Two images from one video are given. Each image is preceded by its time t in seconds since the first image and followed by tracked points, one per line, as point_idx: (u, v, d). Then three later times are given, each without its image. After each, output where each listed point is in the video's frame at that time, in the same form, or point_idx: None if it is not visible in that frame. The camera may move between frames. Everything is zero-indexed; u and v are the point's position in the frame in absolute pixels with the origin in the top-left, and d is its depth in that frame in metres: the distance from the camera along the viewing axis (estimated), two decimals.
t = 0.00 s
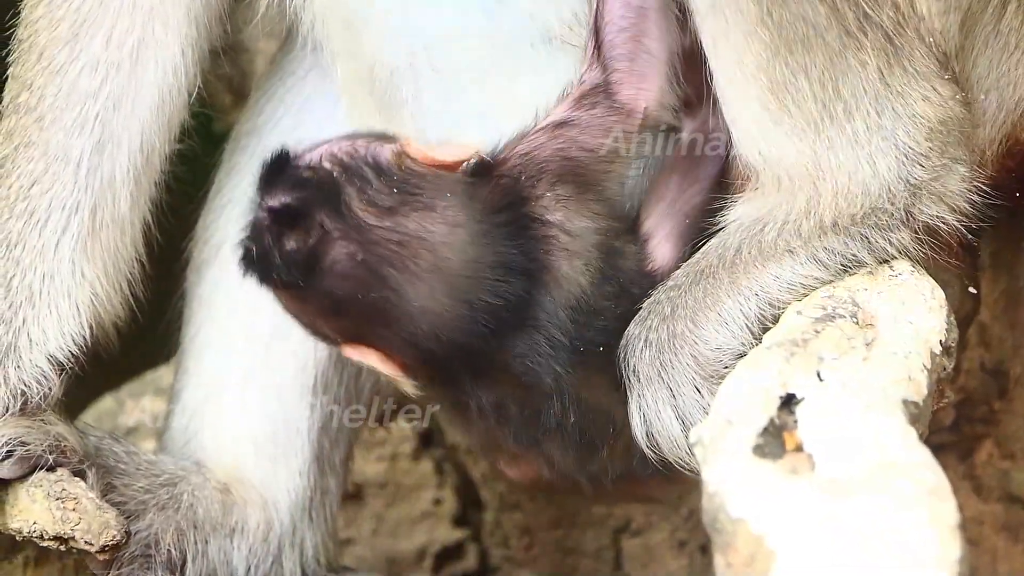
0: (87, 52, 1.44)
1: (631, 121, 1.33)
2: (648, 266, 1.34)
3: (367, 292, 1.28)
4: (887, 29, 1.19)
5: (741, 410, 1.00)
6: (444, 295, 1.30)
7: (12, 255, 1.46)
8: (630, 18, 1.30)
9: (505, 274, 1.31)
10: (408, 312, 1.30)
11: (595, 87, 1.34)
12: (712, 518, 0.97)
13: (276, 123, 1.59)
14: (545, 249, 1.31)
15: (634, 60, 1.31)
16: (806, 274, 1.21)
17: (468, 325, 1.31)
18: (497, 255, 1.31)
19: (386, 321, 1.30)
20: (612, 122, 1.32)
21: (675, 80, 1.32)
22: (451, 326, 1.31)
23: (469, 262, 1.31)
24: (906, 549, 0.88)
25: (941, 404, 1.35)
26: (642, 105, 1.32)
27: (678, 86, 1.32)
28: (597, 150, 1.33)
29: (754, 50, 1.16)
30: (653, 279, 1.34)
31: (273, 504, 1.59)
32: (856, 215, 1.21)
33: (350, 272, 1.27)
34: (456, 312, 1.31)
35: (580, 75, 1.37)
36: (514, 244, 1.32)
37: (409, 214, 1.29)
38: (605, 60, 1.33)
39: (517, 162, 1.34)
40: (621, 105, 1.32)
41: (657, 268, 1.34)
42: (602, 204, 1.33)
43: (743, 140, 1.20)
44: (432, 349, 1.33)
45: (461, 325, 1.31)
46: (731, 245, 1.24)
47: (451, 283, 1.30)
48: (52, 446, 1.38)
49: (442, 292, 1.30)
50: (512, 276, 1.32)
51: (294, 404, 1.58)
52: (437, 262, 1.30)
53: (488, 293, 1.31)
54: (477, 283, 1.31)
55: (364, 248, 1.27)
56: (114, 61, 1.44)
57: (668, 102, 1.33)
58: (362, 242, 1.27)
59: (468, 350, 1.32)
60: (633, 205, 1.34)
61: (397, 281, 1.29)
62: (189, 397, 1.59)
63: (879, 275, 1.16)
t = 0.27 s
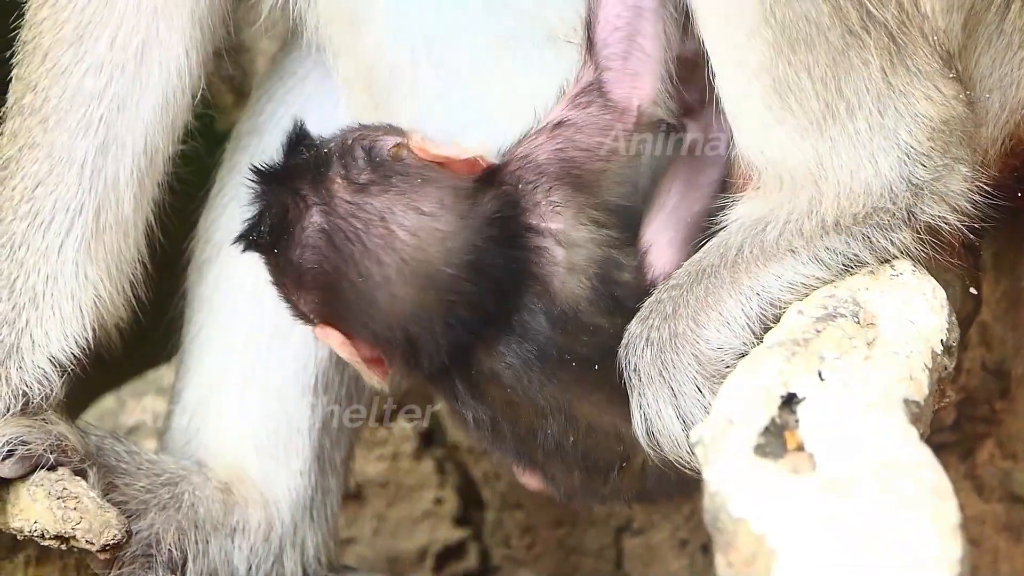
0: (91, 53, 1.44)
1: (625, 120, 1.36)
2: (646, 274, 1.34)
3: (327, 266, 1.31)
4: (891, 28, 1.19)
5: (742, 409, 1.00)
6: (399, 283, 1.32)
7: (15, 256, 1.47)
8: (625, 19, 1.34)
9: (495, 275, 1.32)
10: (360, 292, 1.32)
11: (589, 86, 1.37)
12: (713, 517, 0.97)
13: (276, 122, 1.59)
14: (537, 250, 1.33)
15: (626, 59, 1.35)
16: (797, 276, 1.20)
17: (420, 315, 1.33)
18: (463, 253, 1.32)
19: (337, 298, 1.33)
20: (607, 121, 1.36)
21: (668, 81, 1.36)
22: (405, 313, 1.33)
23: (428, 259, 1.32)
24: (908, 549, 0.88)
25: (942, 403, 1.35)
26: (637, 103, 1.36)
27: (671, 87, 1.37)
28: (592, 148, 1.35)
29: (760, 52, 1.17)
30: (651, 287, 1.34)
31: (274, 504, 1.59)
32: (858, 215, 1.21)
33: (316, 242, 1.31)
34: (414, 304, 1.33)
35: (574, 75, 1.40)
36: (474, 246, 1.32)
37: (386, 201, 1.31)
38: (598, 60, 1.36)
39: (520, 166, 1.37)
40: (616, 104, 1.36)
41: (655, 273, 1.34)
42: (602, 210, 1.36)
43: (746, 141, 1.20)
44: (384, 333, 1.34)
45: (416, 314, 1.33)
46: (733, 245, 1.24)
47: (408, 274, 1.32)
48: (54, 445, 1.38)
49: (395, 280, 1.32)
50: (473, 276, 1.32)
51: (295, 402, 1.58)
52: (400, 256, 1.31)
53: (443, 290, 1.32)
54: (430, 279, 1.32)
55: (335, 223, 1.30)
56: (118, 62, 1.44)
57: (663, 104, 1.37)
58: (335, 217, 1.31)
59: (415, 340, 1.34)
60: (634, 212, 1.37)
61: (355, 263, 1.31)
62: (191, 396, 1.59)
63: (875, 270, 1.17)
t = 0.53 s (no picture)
0: (95, 54, 1.45)
1: (613, 120, 1.35)
2: (640, 275, 1.33)
3: (295, 260, 1.37)
4: (894, 29, 1.19)
5: (744, 409, 1.00)
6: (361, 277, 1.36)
7: (18, 257, 1.47)
8: (618, 18, 1.33)
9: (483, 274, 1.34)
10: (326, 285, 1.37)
11: (580, 83, 1.37)
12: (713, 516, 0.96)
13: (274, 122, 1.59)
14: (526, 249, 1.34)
15: (616, 59, 1.34)
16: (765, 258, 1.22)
17: (387, 308, 1.38)
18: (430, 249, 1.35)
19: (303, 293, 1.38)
20: (596, 119, 1.35)
21: (659, 81, 1.36)
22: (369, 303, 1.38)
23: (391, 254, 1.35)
24: (910, 551, 0.87)
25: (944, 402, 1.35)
26: (626, 103, 1.35)
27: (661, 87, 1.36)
28: (579, 145, 1.35)
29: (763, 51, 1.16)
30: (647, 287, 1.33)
31: (275, 503, 1.59)
32: (860, 215, 1.21)
33: (287, 238, 1.37)
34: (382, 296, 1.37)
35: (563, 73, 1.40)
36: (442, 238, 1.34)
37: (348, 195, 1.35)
38: (589, 58, 1.35)
39: (506, 162, 1.37)
40: (604, 103, 1.35)
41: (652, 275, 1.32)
42: (589, 207, 1.35)
43: (749, 140, 1.20)
44: (356, 326, 1.40)
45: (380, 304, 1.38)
46: (735, 244, 1.24)
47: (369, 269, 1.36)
48: (55, 445, 1.38)
49: (357, 275, 1.36)
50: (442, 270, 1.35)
51: (297, 401, 1.58)
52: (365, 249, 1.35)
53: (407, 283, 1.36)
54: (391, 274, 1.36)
55: (303, 219, 1.36)
56: (121, 63, 1.45)
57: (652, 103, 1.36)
58: (301, 213, 1.36)
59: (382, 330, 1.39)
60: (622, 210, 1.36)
61: (320, 259, 1.36)
62: (192, 395, 1.59)
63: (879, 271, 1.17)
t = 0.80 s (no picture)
0: (96, 54, 1.45)
1: (609, 120, 1.35)
2: (639, 275, 1.34)
3: (296, 259, 1.36)
4: (894, 27, 1.19)
5: (744, 408, 1.00)
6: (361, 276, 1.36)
7: (19, 257, 1.48)
8: (614, 18, 1.32)
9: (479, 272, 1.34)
10: (325, 284, 1.37)
11: (577, 84, 1.36)
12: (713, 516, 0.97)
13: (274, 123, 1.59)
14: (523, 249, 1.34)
15: (612, 59, 1.34)
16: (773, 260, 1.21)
17: (385, 307, 1.37)
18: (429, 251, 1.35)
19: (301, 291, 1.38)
20: (592, 120, 1.35)
21: (658, 81, 1.35)
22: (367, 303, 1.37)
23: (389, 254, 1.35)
24: (910, 550, 0.87)
25: (944, 402, 1.35)
26: (621, 103, 1.35)
27: (659, 87, 1.35)
28: (576, 146, 1.35)
29: (762, 51, 1.17)
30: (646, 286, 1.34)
31: (275, 503, 1.59)
32: (860, 215, 1.21)
33: (288, 237, 1.36)
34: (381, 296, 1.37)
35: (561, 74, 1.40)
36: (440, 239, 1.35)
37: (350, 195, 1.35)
38: (585, 58, 1.35)
39: (503, 163, 1.37)
40: (600, 103, 1.35)
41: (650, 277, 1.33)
42: (587, 207, 1.36)
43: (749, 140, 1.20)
44: (354, 325, 1.39)
45: (378, 303, 1.37)
46: (735, 245, 1.24)
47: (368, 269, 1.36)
48: (56, 444, 1.38)
49: (357, 274, 1.36)
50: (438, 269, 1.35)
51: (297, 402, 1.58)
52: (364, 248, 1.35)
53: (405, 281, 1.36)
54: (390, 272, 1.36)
55: (303, 218, 1.35)
56: (122, 64, 1.45)
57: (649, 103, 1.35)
58: (302, 212, 1.35)
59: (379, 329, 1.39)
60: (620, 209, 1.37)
61: (320, 259, 1.35)
62: (193, 394, 1.59)
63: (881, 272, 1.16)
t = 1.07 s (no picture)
0: (95, 53, 1.45)
1: (614, 118, 1.36)
2: (645, 274, 1.34)
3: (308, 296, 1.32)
4: (895, 26, 1.19)
5: (744, 407, 1.00)
6: (369, 314, 1.33)
7: (19, 255, 1.47)
8: (616, 16, 1.34)
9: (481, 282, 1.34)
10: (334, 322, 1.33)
11: (580, 83, 1.38)
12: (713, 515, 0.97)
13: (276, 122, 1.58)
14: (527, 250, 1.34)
15: (614, 57, 1.35)
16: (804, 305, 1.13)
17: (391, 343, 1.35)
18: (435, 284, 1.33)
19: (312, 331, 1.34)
20: (597, 117, 1.36)
21: (660, 78, 1.35)
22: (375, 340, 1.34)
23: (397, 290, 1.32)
24: (911, 549, 0.87)
25: (944, 400, 1.36)
26: (624, 101, 1.36)
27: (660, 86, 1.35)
28: (580, 146, 1.36)
29: (765, 50, 1.16)
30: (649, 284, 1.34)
31: (275, 501, 1.59)
32: (860, 214, 1.21)
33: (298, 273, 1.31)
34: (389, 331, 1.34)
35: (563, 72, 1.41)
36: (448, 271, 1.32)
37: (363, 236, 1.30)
38: (588, 57, 1.37)
39: (506, 163, 1.37)
40: (603, 102, 1.36)
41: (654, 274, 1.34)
42: (589, 208, 1.37)
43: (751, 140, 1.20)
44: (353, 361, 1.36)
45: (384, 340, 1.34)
46: (735, 243, 1.24)
47: (377, 308, 1.33)
48: (55, 442, 1.38)
49: (368, 312, 1.32)
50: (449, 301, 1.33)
51: (296, 402, 1.57)
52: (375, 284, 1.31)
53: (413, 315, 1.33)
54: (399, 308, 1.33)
55: (313, 256, 1.30)
56: (121, 62, 1.45)
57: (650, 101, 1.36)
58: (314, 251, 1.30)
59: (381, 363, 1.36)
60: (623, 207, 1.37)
61: (325, 296, 1.32)
62: (192, 392, 1.59)
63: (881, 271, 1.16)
